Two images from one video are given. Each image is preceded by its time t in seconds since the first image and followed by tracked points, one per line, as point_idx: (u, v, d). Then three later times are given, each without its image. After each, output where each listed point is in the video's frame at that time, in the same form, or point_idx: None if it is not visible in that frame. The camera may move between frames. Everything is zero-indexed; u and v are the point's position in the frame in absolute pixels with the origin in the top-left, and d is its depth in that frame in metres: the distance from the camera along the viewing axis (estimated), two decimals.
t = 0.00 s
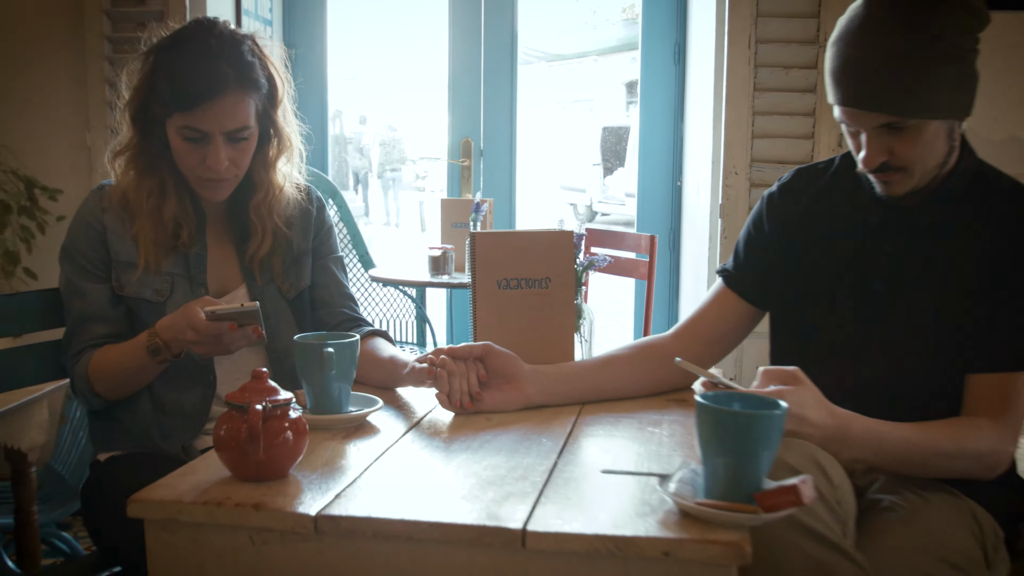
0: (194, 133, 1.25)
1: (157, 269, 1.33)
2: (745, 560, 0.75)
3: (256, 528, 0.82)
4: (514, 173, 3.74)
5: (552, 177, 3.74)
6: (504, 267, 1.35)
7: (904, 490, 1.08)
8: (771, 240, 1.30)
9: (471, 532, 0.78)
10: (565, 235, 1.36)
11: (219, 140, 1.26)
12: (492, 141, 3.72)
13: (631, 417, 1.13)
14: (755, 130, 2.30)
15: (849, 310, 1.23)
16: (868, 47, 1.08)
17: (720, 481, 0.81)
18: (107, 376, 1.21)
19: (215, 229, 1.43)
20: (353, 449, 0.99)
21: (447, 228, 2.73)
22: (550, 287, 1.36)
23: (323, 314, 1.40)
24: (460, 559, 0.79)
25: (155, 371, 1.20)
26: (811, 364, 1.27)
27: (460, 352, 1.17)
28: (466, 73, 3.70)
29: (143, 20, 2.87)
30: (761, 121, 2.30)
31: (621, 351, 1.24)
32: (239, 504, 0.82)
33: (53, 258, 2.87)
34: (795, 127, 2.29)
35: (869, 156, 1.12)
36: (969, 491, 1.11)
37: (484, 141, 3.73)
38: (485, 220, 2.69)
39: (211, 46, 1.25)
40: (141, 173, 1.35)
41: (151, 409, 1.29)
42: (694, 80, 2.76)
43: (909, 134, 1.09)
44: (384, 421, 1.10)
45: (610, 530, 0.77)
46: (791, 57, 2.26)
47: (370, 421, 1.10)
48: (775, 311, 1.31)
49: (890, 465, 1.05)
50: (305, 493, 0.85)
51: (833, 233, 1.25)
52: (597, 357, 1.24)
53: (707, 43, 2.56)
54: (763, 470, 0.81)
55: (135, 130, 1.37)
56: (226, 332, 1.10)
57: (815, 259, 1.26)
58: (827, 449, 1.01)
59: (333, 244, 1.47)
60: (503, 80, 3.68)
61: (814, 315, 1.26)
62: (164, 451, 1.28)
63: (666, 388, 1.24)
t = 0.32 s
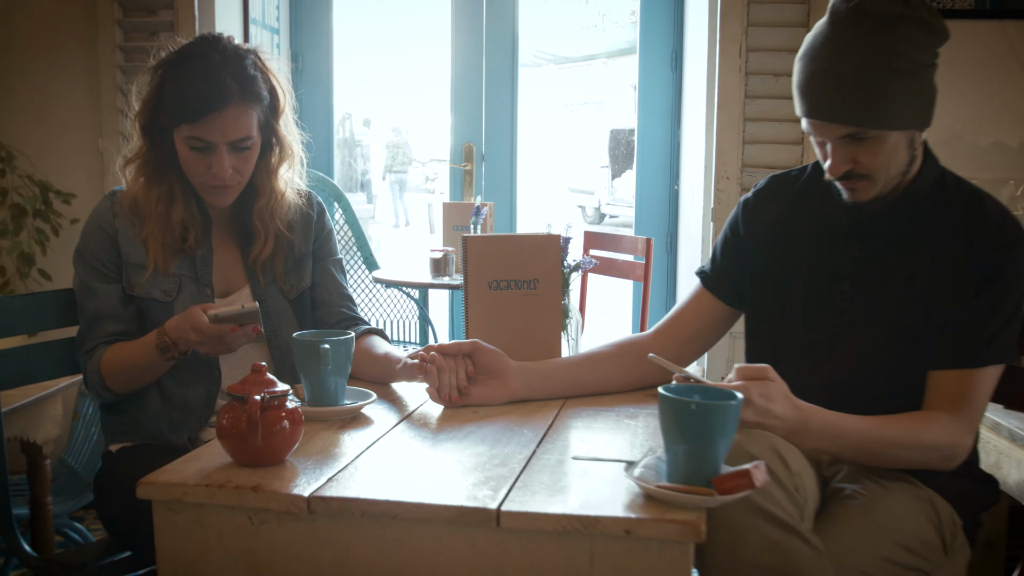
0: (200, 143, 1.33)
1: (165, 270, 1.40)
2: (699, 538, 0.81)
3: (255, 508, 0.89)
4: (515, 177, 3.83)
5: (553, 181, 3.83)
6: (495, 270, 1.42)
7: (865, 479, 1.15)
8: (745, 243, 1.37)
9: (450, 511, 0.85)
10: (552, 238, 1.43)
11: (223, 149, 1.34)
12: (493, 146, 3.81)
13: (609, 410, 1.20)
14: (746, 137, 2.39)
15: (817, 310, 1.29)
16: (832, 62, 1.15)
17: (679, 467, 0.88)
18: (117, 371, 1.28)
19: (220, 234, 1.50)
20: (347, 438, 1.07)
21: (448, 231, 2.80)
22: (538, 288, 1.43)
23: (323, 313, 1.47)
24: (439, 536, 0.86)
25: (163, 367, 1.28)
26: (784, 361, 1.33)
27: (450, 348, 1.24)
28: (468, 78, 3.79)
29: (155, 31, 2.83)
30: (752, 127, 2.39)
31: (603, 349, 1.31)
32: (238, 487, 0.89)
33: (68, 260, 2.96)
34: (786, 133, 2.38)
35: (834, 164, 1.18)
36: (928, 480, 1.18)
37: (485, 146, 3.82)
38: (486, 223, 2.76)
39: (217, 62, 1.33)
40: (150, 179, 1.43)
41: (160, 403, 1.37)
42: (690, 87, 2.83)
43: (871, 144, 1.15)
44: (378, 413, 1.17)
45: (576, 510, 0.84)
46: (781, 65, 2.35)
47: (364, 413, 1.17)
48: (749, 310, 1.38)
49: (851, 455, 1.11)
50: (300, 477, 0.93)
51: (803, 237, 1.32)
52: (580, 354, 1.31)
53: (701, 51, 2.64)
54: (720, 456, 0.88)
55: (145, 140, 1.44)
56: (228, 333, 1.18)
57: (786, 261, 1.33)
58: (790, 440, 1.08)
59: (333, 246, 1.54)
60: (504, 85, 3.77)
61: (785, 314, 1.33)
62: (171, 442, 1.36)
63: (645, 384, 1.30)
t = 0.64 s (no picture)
0: (209, 152, 1.41)
1: (175, 272, 1.48)
2: (667, 519, 0.89)
3: (260, 492, 0.97)
4: (513, 182, 3.92)
5: (551, 185, 3.92)
6: (487, 273, 1.50)
7: (832, 470, 1.22)
8: (723, 248, 1.45)
9: (438, 493, 0.93)
10: (541, 242, 1.51)
11: (231, 159, 1.42)
12: (492, 152, 3.91)
13: (592, 404, 1.28)
14: (736, 143, 2.50)
15: (791, 310, 1.37)
16: (800, 76, 1.23)
17: (650, 454, 0.96)
18: (130, 368, 1.36)
19: (227, 238, 1.58)
20: (346, 429, 1.14)
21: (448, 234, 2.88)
22: (529, 290, 1.51)
23: (324, 313, 1.55)
24: (428, 516, 0.94)
25: (174, 364, 1.36)
26: (758, 359, 1.41)
27: (443, 346, 1.31)
28: (468, 85, 3.88)
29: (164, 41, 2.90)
30: (741, 134, 2.49)
31: (588, 347, 1.39)
32: (245, 472, 0.97)
33: (81, 262, 3.05)
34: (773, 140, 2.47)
35: (804, 174, 1.27)
36: (892, 471, 1.25)
37: (484, 151, 3.92)
38: (485, 226, 2.84)
39: (224, 76, 1.41)
40: (162, 187, 1.51)
41: (170, 399, 1.45)
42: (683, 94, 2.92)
43: (837, 156, 1.23)
44: (375, 407, 1.25)
45: (554, 493, 0.92)
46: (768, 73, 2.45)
47: (363, 407, 1.25)
48: (727, 311, 1.45)
49: (817, 446, 1.19)
50: (301, 463, 1.00)
51: (777, 241, 1.39)
52: (566, 353, 1.39)
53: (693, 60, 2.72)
54: (687, 444, 0.95)
55: (156, 150, 1.52)
56: (236, 330, 1.26)
57: (761, 264, 1.41)
58: (759, 431, 1.15)
59: (334, 249, 1.62)
60: (504, 92, 3.86)
61: (760, 314, 1.40)
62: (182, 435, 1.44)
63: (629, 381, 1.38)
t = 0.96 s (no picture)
0: (210, 161, 1.49)
1: (179, 275, 1.56)
2: (632, 502, 0.96)
3: (257, 478, 1.05)
4: (508, 187, 4.01)
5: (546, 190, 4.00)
6: (476, 275, 1.57)
7: (798, 461, 1.30)
8: (699, 251, 1.52)
9: (420, 479, 1.00)
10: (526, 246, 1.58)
11: (231, 167, 1.49)
12: (488, 157, 4.00)
13: (572, 399, 1.36)
14: (721, 150, 2.64)
15: (761, 310, 1.44)
16: (766, 90, 1.30)
17: (619, 443, 1.03)
18: (136, 365, 1.44)
19: (228, 241, 1.66)
20: (339, 421, 1.22)
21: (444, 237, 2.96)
22: (514, 291, 1.59)
23: (321, 313, 1.63)
24: (412, 500, 1.01)
25: (177, 361, 1.43)
26: (732, 357, 1.48)
27: (431, 344, 1.38)
28: (464, 91, 3.97)
29: (168, 50, 2.98)
30: (726, 140, 2.64)
31: (569, 345, 1.46)
32: (243, 459, 1.05)
33: (87, 264, 3.14)
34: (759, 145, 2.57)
35: (772, 181, 1.34)
36: (855, 462, 1.33)
37: (480, 157, 4.01)
38: (481, 229, 2.91)
39: (225, 89, 1.49)
40: (166, 193, 1.59)
41: (174, 394, 1.52)
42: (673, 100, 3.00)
43: (802, 165, 1.31)
44: (368, 401, 1.33)
45: (528, 479, 0.99)
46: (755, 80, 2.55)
47: (356, 401, 1.33)
48: (702, 311, 1.53)
49: (782, 438, 1.26)
50: (296, 452, 1.08)
51: (749, 245, 1.47)
52: (549, 350, 1.47)
53: (684, 68, 2.80)
54: (653, 433, 1.03)
55: (161, 159, 1.61)
56: (235, 328, 1.34)
57: (734, 267, 1.48)
58: (727, 423, 1.23)
59: (331, 252, 1.70)
60: (499, 98, 3.95)
61: (733, 314, 1.48)
62: (185, 428, 1.52)
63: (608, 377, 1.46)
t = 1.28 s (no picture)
0: (210, 165, 1.56)
1: (181, 274, 1.63)
2: (602, 485, 1.03)
3: (253, 463, 1.12)
4: (504, 190, 4.09)
5: (541, 193, 4.08)
6: (465, 274, 1.64)
7: (768, 451, 1.36)
8: (677, 250, 1.59)
9: (405, 465, 1.07)
10: (513, 246, 1.65)
11: (230, 171, 1.56)
12: (485, 160, 4.07)
13: (553, 392, 1.42)
14: (709, 153, 2.72)
15: (735, 307, 1.51)
16: (736, 97, 1.37)
17: (591, 431, 1.10)
18: (140, 361, 1.51)
19: (228, 242, 1.73)
20: (332, 412, 1.29)
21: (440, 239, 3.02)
22: (502, 290, 1.65)
23: (318, 311, 1.71)
24: (398, 485, 1.08)
25: (179, 357, 1.50)
26: (708, 352, 1.55)
27: (421, 339, 1.45)
28: (460, 95, 4.05)
29: (172, 57, 3.05)
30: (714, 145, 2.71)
31: (553, 341, 1.53)
32: (239, 446, 1.12)
33: (92, 265, 3.21)
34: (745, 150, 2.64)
35: (744, 185, 1.41)
36: (823, 452, 1.39)
37: (477, 160, 4.08)
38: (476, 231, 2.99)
39: (224, 97, 1.56)
40: (168, 197, 1.66)
41: (176, 389, 1.59)
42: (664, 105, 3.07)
43: (772, 169, 1.37)
44: (360, 394, 1.40)
45: (506, 464, 1.06)
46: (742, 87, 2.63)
47: (348, 394, 1.40)
48: (680, 308, 1.59)
49: (752, 429, 1.33)
50: (289, 440, 1.15)
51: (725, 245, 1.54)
52: (533, 347, 1.53)
53: (674, 74, 2.87)
54: (624, 422, 1.10)
55: (163, 164, 1.68)
56: (234, 323, 1.41)
57: (710, 266, 1.55)
58: (699, 415, 1.29)
59: (326, 252, 1.77)
60: (494, 103, 4.02)
61: (709, 311, 1.55)
62: (186, 421, 1.59)
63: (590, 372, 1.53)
